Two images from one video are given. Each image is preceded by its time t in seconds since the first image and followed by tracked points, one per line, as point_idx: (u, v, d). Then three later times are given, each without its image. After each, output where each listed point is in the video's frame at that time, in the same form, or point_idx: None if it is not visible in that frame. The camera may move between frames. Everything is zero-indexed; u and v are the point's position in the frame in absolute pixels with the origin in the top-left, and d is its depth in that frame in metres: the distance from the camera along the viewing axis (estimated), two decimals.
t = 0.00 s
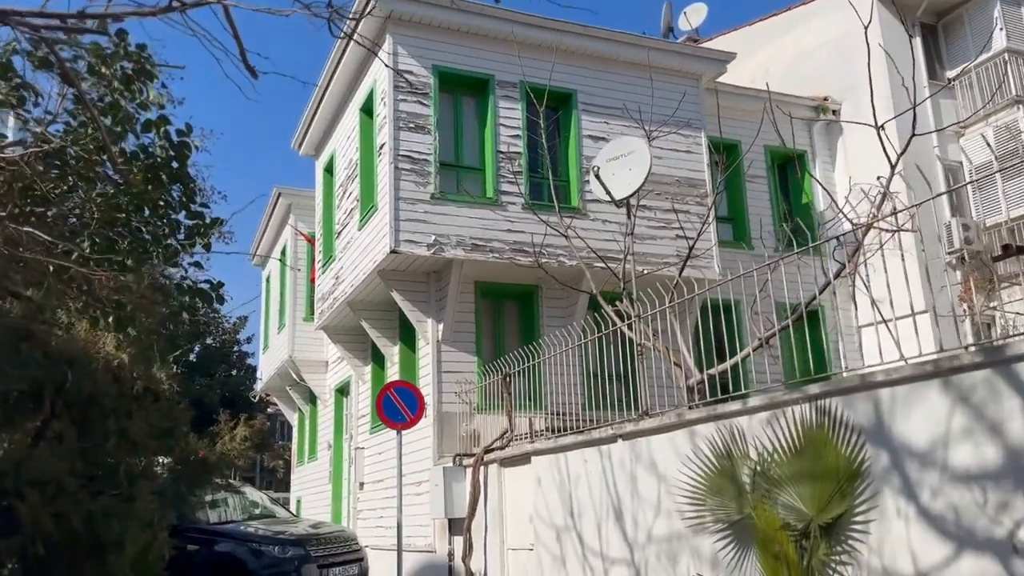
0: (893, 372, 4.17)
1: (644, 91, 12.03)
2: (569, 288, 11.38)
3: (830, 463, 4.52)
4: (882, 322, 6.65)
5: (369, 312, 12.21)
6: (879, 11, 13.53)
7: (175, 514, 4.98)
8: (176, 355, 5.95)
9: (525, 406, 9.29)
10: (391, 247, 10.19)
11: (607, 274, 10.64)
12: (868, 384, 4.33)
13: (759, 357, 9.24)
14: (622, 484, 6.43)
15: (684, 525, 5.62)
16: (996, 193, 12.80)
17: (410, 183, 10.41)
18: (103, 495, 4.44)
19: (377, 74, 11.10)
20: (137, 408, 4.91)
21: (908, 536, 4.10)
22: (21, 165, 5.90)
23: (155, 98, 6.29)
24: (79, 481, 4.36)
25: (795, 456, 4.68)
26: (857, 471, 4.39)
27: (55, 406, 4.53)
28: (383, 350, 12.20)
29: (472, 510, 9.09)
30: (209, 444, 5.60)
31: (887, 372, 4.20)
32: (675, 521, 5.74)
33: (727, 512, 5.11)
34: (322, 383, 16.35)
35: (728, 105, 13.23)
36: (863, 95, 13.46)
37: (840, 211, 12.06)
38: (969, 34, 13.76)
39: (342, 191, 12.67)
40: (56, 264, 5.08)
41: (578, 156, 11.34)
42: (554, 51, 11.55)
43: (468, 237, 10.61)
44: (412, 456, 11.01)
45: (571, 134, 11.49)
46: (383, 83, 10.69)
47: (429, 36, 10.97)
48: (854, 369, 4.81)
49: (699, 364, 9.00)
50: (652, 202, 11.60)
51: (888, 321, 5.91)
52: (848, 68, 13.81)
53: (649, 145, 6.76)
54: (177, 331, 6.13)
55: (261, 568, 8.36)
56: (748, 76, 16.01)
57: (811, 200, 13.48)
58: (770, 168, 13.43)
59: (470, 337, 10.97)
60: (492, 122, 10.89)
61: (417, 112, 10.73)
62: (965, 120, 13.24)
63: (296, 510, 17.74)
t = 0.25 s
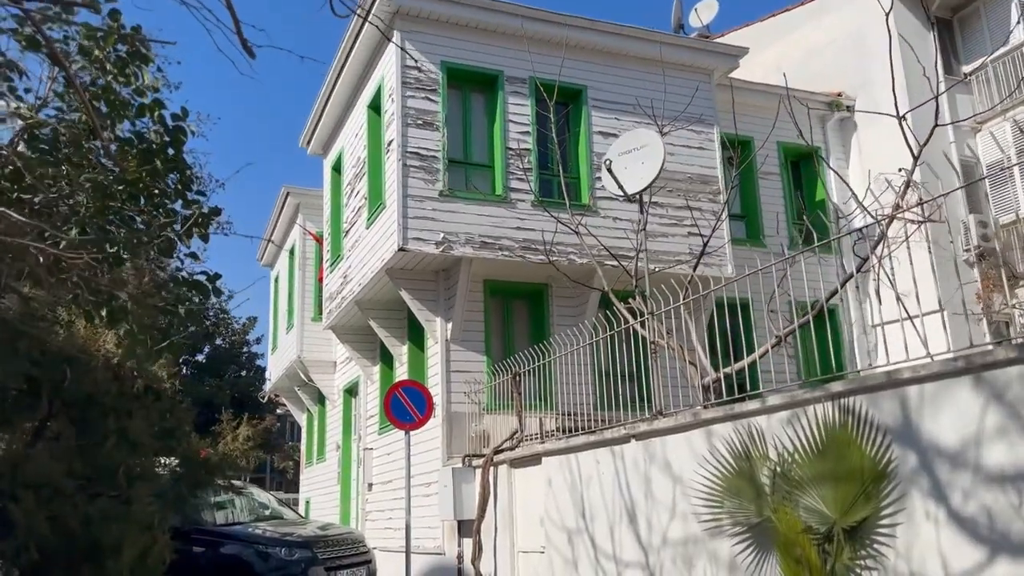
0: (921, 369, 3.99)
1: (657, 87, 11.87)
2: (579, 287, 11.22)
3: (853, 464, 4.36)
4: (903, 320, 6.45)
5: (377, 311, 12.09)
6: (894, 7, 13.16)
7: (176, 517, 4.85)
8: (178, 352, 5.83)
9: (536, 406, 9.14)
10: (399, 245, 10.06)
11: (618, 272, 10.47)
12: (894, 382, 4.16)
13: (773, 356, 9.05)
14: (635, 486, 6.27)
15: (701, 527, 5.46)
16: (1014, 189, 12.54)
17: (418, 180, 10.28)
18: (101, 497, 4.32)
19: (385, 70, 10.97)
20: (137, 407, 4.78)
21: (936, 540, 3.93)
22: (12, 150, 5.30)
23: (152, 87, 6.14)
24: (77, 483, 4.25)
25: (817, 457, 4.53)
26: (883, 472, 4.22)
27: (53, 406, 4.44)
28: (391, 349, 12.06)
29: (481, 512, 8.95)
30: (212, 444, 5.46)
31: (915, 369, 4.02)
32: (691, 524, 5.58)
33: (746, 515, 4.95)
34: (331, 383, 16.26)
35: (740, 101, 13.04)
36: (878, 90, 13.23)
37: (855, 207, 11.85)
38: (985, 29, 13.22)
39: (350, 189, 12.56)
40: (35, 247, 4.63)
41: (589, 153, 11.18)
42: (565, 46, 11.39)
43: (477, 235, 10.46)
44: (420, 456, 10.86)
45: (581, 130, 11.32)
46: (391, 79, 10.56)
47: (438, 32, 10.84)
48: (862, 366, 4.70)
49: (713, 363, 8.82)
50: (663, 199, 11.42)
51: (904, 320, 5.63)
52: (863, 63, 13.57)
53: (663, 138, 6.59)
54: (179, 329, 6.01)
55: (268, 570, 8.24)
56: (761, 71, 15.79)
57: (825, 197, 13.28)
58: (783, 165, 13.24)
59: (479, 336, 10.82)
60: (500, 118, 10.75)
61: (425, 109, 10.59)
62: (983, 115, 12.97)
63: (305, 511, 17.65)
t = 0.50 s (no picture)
0: (943, 370, 3.85)
1: (666, 86, 11.75)
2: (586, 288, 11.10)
3: (872, 468, 4.23)
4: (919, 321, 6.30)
5: (382, 313, 11.98)
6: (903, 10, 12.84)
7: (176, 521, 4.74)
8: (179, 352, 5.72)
9: (543, 409, 9.02)
10: (405, 246, 9.95)
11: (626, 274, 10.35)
12: (914, 384, 4.02)
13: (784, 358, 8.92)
14: (645, 490, 6.14)
15: (713, 533, 5.33)
16: None
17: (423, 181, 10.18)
18: (98, 500, 4.21)
19: (391, 70, 10.88)
20: (136, 408, 4.67)
21: (959, 547, 3.79)
22: None
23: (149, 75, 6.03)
24: (72, 486, 4.15)
25: (834, 461, 4.40)
26: (903, 477, 4.09)
27: (49, 407, 4.34)
28: (396, 351, 11.96)
29: (487, 516, 8.83)
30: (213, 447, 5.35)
31: (937, 371, 3.88)
32: (702, 529, 5.45)
33: (760, 520, 4.82)
34: (336, 385, 16.17)
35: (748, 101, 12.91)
36: (889, 90, 13.07)
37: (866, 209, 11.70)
38: (998, 29, 13.00)
39: (355, 190, 12.47)
40: (25, 237, 4.41)
41: (596, 153, 11.07)
42: (573, 45, 11.28)
43: (483, 236, 10.35)
44: (426, 459, 10.74)
45: (588, 130, 11.21)
46: (397, 79, 10.47)
47: (444, 31, 10.75)
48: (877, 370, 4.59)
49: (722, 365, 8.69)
50: (671, 200, 11.30)
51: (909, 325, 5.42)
52: (873, 63, 13.41)
53: (673, 136, 6.46)
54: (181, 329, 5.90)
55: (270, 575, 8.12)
56: (769, 71, 15.64)
57: (835, 198, 13.13)
58: (793, 166, 13.10)
59: (486, 338, 10.71)
60: (507, 118, 10.65)
61: (431, 108, 10.50)
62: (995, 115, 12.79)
63: (309, 514, 17.55)
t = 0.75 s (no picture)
0: (970, 375, 3.71)
1: (674, 90, 11.63)
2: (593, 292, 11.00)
3: (893, 476, 4.08)
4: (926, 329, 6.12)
5: (386, 317, 11.86)
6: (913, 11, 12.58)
7: (174, 526, 4.59)
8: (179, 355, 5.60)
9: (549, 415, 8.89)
10: (410, 249, 9.83)
11: (632, 279, 10.23)
12: (939, 389, 3.87)
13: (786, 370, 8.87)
14: (654, 499, 6.01)
15: (726, 543, 5.19)
16: None
17: (429, 184, 10.09)
18: (93, 506, 4.07)
19: (396, 72, 10.78)
20: (133, 411, 4.54)
21: (986, 559, 3.64)
22: None
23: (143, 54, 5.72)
24: (67, 491, 4.02)
25: (853, 469, 4.26)
26: (925, 485, 3.95)
27: (44, 409, 4.20)
28: (400, 357, 11.82)
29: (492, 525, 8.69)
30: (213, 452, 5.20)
31: (963, 376, 3.74)
32: (714, 539, 5.31)
33: (776, 529, 4.69)
34: (339, 391, 16.04)
35: (756, 106, 12.82)
36: (898, 96, 12.94)
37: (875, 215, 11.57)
38: (1009, 34, 12.71)
39: (360, 193, 12.37)
40: None
41: (603, 156, 10.94)
42: (580, 48, 11.18)
43: (488, 240, 10.22)
44: (430, 466, 10.60)
45: (596, 134, 11.09)
46: (403, 81, 10.37)
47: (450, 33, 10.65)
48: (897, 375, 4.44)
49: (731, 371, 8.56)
50: (679, 204, 11.17)
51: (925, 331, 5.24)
52: (883, 67, 13.26)
53: (683, 137, 6.33)
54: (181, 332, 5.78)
55: None
56: (777, 77, 15.53)
57: (844, 204, 13.00)
58: (801, 171, 12.98)
59: (491, 343, 10.58)
60: (513, 121, 10.55)
61: (436, 111, 10.39)
62: (1007, 120, 12.63)
63: (312, 521, 17.40)
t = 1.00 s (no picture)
0: (996, 381, 3.57)
1: (680, 95, 11.53)
2: (597, 299, 10.87)
3: (914, 486, 3.94)
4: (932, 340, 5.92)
5: (389, 324, 11.73)
6: (921, 17, 12.49)
7: (170, 535, 4.44)
8: (176, 359, 5.47)
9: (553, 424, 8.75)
10: (412, 254, 9.70)
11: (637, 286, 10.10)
12: (963, 396, 3.74)
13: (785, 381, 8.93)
14: (662, 509, 5.86)
15: (738, 555, 5.04)
16: None
17: (432, 189, 9.98)
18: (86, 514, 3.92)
19: (400, 76, 10.69)
20: (128, 416, 4.41)
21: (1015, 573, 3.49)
22: None
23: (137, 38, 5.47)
24: (59, 498, 3.88)
25: (872, 479, 4.12)
26: (949, 496, 3.80)
27: (37, 414, 4.06)
28: (402, 364, 11.68)
29: (495, 535, 8.54)
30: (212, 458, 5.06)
31: (989, 382, 3.60)
32: (726, 551, 5.16)
33: (792, 541, 4.54)
34: (340, 399, 15.89)
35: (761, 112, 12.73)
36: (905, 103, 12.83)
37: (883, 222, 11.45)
38: (1018, 41, 12.60)
39: (362, 199, 12.26)
40: None
41: (608, 162, 10.83)
42: (585, 53, 11.09)
43: (492, 245, 10.10)
44: (431, 474, 10.45)
45: (600, 139, 10.98)
46: (406, 85, 10.27)
47: (454, 37, 10.56)
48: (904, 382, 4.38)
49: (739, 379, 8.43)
50: (685, 211, 11.05)
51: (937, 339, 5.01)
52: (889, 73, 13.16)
53: (693, 140, 6.21)
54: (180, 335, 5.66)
55: None
56: (782, 84, 15.45)
57: (850, 212, 12.88)
58: (807, 179, 12.87)
59: (494, 350, 10.44)
60: (517, 126, 10.44)
61: (440, 115, 10.28)
62: (1015, 128, 12.51)
63: (312, 530, 17.22)
